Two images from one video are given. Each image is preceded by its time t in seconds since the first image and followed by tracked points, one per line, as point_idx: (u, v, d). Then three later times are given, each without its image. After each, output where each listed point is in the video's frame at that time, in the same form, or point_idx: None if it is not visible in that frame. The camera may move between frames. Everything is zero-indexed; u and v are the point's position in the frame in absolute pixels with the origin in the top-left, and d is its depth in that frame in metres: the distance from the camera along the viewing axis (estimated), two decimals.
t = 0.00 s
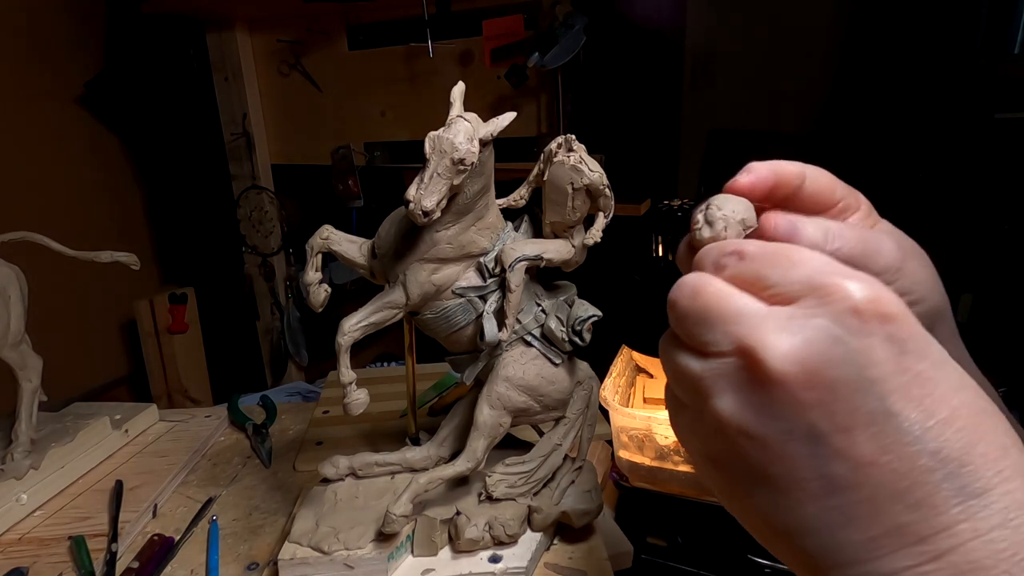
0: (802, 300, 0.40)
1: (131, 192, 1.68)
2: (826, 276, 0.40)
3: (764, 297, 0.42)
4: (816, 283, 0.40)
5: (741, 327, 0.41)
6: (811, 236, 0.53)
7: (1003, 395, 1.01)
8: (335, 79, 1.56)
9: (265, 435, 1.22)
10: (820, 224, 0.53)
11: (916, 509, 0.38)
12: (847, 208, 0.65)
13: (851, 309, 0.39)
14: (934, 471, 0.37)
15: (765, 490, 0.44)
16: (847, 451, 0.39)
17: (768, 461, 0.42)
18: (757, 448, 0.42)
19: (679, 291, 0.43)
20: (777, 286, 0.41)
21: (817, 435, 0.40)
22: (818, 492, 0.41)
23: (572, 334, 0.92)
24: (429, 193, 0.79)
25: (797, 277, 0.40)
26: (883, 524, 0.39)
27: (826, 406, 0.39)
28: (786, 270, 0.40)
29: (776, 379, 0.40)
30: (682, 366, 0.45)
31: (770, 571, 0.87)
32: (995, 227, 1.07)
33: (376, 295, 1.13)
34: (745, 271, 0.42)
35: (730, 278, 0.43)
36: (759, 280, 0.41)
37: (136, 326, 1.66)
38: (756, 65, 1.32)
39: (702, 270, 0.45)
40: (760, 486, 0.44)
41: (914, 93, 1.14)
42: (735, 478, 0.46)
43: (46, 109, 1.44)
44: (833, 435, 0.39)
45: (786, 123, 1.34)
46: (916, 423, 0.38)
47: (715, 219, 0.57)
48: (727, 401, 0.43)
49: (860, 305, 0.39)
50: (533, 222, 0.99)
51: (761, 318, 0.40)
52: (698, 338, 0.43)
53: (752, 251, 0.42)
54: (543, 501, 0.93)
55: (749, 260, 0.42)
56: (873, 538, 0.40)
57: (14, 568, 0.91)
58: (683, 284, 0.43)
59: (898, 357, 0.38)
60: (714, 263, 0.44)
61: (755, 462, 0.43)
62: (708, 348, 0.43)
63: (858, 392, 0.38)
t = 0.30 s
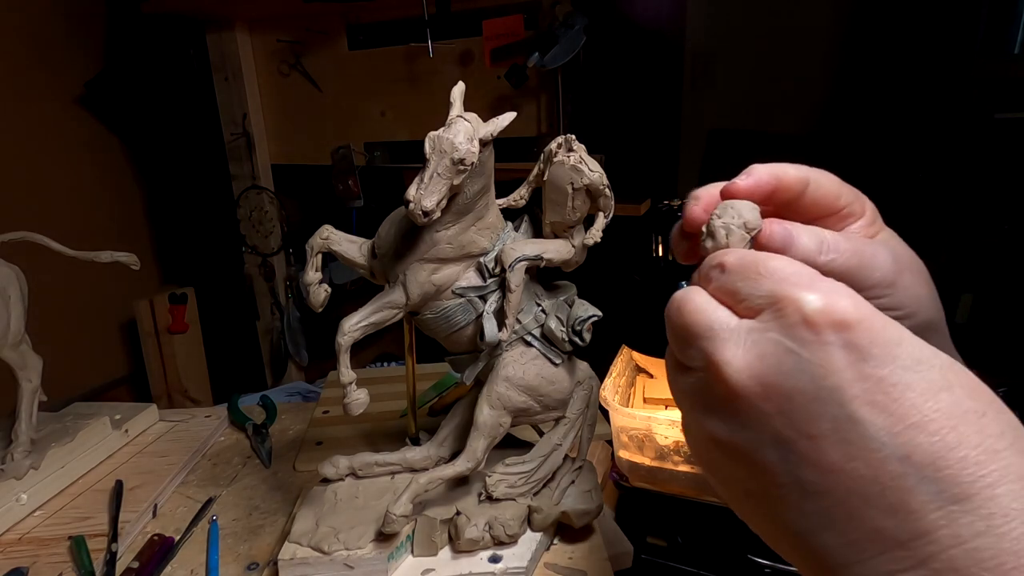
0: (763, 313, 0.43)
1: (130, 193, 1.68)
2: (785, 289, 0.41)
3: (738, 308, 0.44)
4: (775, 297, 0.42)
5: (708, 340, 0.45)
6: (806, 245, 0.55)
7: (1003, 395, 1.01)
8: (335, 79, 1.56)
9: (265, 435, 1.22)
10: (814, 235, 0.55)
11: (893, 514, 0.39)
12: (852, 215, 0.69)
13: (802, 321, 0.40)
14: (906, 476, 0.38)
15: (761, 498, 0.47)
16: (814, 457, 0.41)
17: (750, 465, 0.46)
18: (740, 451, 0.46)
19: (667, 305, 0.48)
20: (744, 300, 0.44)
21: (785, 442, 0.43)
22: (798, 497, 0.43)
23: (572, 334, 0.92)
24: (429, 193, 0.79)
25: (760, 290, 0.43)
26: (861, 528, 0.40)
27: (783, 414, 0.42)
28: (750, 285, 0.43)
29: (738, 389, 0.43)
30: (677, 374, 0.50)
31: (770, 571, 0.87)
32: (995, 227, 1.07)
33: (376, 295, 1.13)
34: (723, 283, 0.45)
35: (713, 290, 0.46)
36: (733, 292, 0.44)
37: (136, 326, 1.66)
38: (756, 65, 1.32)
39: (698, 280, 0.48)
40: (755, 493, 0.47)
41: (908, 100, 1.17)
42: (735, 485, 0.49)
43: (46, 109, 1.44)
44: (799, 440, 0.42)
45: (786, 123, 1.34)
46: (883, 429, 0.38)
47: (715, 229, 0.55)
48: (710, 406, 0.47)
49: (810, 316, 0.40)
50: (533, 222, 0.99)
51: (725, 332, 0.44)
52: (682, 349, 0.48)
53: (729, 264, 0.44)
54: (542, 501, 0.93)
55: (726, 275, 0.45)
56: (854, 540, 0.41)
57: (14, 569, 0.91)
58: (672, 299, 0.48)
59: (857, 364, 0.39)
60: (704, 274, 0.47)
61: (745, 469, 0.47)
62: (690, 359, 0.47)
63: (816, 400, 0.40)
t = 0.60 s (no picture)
0: (787, 315, 0.42)
1: (130, 192, 1.68)
2: (810, 292, 0.41)
3: (756, 311, 0.43)
4: (801, 299, 0.41)
5: (728, 342, 0.43)
6: (816, 250, 0.54)
7: (1003, 396, 1.01)
8: (335, 79, 1.56)
9: (265, 435, 1.22)
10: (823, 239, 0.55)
11: (905, 519, 0.38)
12: (862, 221, 0.68)
13: (831, 324, 0.40)
14: (923, 482, 0.37)
15: (764, 503, 0.46)
16: (832, 462, 0.40)
17: (759, 471, 0.44)
18: (750, 458, 0.44)
19: (677, 306, 0.46)
20: (766, 301, 0.43)
21: (801, 446, 0.41)
22: (809, 502, 0.42)
23: (572, 334, 0.92)
24: (429, 193, 0.79)
25: (782, 292, 0.42)
26: (873, 535, 0.39)
27: (805, 417, 0.40)
28: (774, 286, 0.42)
29: (761, 392, 0.42)
30: (682, 380, 0.47)
31: (770, 571, 0.87)
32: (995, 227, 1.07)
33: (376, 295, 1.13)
34: (739, 284, 0.44)
35: (727, 290, 0.45)
36: (752, 294, 0.43)
37: (137, 326, 1.66)
38: (756, 65, 1.32)
39: (706, 281, 0.47)
40: (757, 498, 0.46)
41: (909, 92, 1.15)
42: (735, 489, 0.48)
43: (46, 108, 1.44)
44: (819, 446, 0.40)
45: (786, 123, 1.34)
46: (903, 435, 0.38)
47: (723, 229, 0.55)
48: (720, 412, 0.45)
49: (840, 319, 0.39)
50: (533, 222, 0.99)
51: (747, 334, 0.42)
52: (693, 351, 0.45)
53: (747, 265, 0.44)
54: (543, 501, 0.93)
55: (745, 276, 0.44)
56: (865, 547, 0.40)
57: (14, 569, 0.91)
58: (682, 299, 0.46)
59: (881, 370, 0.39)
60: (714, 275, 0.46)
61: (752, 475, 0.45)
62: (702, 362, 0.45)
63: (840, 405, 0.39)
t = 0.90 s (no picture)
0: (802, 315, 0.41)
1: (130, 192, 1.68)
2: (827, 292, 0.41)
3: (769, 310, 0.43)
4: (817, 299, 0.41)
5: (745, 338, 0.41)
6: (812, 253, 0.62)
7: (1003, 396, 1.01)
8: (335, 79, 1.56)
9: (265, 435, 1.22)
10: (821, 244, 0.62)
11: (914, 520, 0.38)
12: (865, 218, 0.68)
13: (851, 324, 0.40)
14: (934, 484, 0.38)
15: (768, 503, 0.45)
16: (846, 463, 0.40)
17: (770, 472, 0.43)
18: (759, 458, 0.43)
19: (687, 302, 0.44)
20: (780, 299, 0.42)
21: (814, 446, 0.40)
22: (819, 502, 0.42)
23: (572, 334, 0.92)
24: (430, 193, 0.79)
25: (799, 292, 0.42)
26: (883, 535, 0.40)
27: (823, 417, 0.40)
28: (790, 285, 0.42)
29: (778, 390, 0.40)
30: (687, 378, 0.46)
31: (770, 571, 0.86)
32: (995, 227, 1.07)
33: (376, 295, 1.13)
34: (753, 284, 0.44)
35: (737, 289, 0.45)
36: (765, 293, 0.43)
37: (137, 326, 1.66)
38: (756, 65, 1.32)
39: (712, 281, 0.47)
40: (761, 498, 0.45)
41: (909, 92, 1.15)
42: (738, 491, 0.47)
43: (46, 108, 1.44)
44: (833, 446, 0.40)
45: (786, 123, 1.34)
46: (916, 437, 0.38)
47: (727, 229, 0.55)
48: (730, 413, 0.44)
49: (859, 319, 0.39)
50: (533, 222, 0.99)
51: (765, 331, 0.41)
52: (704, 349, 0.44)
53: (761, 265, 0.44)
54: (543, 501, 0.93)
55: (758, 275, 0.44)
56: (873, 547, 0.40)
57: (14, 569, 0.91)
58: (693, 295, 0.44)
59: (896, 372, 0.39)
60: (723, 274, 0.46)
61: (758, 475, 0.44)
62: (713, 360, 0.43)
63: (858, 405, 0.39)
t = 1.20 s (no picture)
0: (819, 317, 0.42)
1: (130, 192, 1.68)
2: (844, 296, 0.42)
3: (783, 312, 0.43)
4: (834, 302, 0.41)
5: (763, 336, 0.41)
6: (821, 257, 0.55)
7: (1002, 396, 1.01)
8: (336, 79, 1.56)
9: (265, 435, 1.22)
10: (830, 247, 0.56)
11: (921, 521, 0.39)
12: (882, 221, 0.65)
13: (870, 327, 0.40)
14: (941, 486, 0.38)
15: (775, 505, 0.45)
16: (859, 465, 0.40)
17: (782, 473, 0.43)
18: (772, 459, 0.43)
19: (700, 302, 0.44)
20: (795, 301, 0.43)
21: (828, 448, 0.40)
22: (828, 504, 0.41)
23: (572, 334, 0.92)
24: (429, 193, 0.79)
25: (816, 295, 0.42)
26: (888, 536, 0.40)
27: (840, 418, 0.39)
28: (806, 288, 0.42)
29: (796, 390, 0.40)
30: (698, 377, 0.45)
31: (770, 571, 0.86)
32: (995, 227, 1.07)
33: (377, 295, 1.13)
34: (766, 285, 0.44)
35: (749, 291, 0.45)
36: (778, 295, 0.44)
37: (136, 326, 1.66)
38: (756, 66, 1.32)
39: (722, 285, 0.47)
40: (768, 498, 0.45)
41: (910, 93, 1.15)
42: (745, 494, 0.47)
43: (46, 108, 1.44)
44: (848, 447, 0.40)
45: (786, 123, 1.34)
46: (925, 440, 0.39)
47: (730, 235, 0.57)
48: (744, 413, 0.43)
49: (879, 323, 0.40)
50: (532, 222, 0.99)
51: (782, 330, 0.41)
52: (716, 347, 0.44)
53: (774, 268, 0.44)
54: (543, 501, 0.93)
55: (771, 277, 0.44)
56: (880, 549, 0.40)
57: (14, 569, 0.91)
58: (705, 296, 0.44)
59: (911, 376, 0.39)
60: (733, 276, 0.46)
61: (768, 476, 0.44)
62: (726, 358, 0.43)
63: (874, 408, 0.39)
